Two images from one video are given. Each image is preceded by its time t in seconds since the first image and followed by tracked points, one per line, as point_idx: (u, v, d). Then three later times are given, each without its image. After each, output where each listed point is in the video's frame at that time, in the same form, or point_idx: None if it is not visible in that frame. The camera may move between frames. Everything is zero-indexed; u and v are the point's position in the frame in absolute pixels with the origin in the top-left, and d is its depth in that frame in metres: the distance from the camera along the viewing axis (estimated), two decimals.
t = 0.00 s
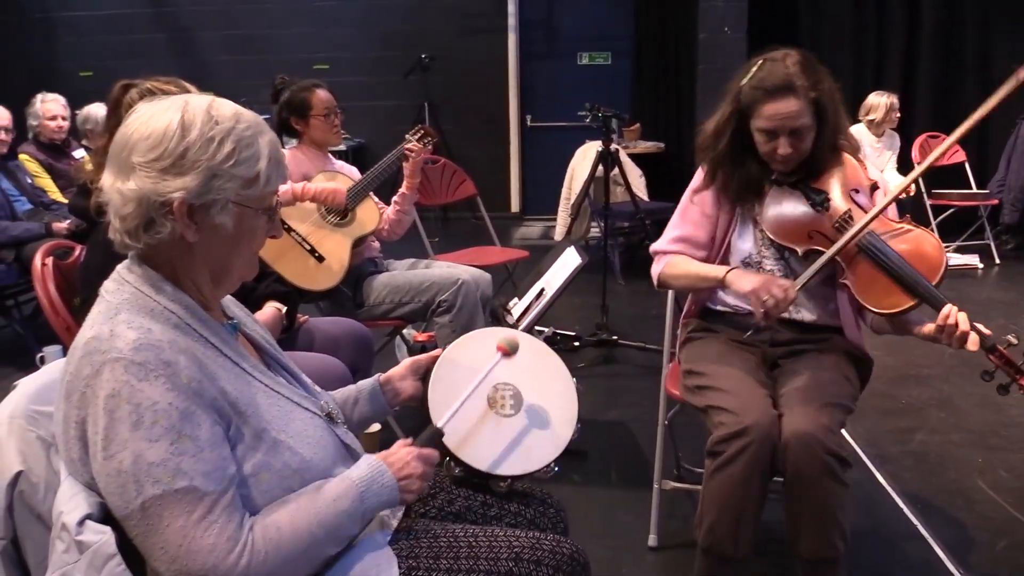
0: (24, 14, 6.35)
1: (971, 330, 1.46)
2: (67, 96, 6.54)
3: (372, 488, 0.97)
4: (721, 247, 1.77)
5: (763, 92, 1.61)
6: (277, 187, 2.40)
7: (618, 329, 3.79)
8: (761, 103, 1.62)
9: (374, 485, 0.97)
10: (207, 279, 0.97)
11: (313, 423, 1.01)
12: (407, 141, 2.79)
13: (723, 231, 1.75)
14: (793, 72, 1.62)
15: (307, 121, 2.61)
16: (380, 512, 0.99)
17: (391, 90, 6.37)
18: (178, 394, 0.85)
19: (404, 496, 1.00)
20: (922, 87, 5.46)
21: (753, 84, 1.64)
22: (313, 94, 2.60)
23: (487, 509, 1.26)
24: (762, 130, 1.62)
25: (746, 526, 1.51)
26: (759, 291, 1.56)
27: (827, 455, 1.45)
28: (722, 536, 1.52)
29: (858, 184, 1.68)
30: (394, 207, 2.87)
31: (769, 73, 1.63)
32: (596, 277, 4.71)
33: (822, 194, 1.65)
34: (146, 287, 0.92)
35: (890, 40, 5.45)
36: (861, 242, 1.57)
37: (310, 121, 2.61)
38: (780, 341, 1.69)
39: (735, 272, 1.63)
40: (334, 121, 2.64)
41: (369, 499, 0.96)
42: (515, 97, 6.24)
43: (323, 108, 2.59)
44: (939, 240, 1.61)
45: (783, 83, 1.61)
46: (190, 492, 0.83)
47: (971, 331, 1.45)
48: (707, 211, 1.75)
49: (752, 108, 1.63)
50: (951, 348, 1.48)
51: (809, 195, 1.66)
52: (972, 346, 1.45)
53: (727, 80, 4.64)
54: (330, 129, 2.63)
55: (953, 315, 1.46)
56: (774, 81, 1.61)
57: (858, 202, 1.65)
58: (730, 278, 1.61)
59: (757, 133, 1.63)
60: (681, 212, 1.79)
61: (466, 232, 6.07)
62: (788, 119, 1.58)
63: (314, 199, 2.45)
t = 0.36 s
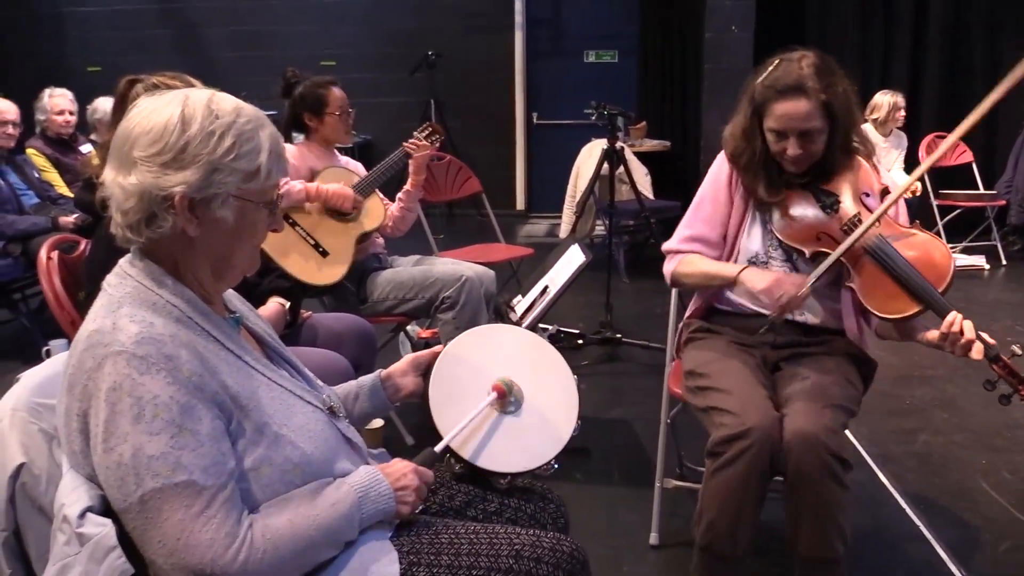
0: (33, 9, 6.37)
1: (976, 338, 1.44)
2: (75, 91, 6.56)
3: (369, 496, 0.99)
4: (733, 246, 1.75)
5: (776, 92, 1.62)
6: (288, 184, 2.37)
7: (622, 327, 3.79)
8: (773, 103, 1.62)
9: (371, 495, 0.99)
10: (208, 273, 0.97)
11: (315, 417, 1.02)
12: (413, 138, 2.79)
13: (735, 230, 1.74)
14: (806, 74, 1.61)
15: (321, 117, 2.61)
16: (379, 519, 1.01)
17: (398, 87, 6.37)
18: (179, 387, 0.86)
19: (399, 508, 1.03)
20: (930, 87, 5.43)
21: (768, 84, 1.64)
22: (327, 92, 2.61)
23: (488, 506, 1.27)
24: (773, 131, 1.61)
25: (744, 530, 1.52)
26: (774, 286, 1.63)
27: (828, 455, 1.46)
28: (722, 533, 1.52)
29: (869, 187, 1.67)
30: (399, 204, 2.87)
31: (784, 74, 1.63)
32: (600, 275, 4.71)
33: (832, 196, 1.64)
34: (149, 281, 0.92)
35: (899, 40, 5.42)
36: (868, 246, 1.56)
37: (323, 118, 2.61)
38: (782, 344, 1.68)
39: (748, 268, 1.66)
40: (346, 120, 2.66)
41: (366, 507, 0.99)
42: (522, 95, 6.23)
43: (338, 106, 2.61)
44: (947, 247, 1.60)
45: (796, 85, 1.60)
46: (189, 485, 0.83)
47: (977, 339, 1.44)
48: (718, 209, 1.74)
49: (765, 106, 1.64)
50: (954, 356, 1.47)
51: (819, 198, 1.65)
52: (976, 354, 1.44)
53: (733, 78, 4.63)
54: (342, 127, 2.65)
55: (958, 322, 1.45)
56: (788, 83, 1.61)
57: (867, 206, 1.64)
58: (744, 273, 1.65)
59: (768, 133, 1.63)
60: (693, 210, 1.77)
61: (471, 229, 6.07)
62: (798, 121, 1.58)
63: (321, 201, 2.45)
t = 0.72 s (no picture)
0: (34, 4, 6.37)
1: (998, 310, 1.44)
2: (77, 87, 6.56)
3: (370, 490, 1.00)
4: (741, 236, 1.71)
5: (784, 67, 1.64)
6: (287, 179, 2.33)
7: (622, 324, 3.79)
8: (781, 78, 1.64)
9: (371, 492, 1.00)
10: (208, 267, 0.97)
11: (315, 412, 1.02)
12: (412, 134, 2.80)
13: (742, 218, 1.71)
14: (812, 47, 1.65)
15: (325, 111, 2.61)
16: (380, 516, 1.02)
17: (398, 83, 6.37)
18: (178, 379, 0.86)
19: (400, 502, 1.04)
20: (931, 84, 5.43)
21: (774, 61, 1.66)
22: (330, 85, 2.61)
23: (487, 503, 1.27)
24: (782, 105, 1.63)
25: (742, 525, 1.53)
26: (809, 251, 1.52)
27: (823, 445, 1.46)
28: (717, 527, 1.53)
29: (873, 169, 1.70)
30: (399, 201, 2.87)
31: (791, 49, 1.65)
32: (600, 272, 4.71)
33: (838, 176, 1.65)
34: (148, 275, 0.92)
35: (900, 37, 5.41)
36: (880, 223, 1.57)
37: (327, 111, 2.61)
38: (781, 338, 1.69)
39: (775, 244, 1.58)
40: (350, 114, 2.66)
41: (367, 501, 1.00)
42: (523, 91, 6.23)
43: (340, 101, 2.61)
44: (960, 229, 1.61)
45: (803, 59, 1.63)
46: (188, 478, 0.84)
47: (999, 311, 1.44)
48: (724, 200, 1.72)
49: (772, 82, 1.66)
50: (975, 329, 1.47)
51: (825, 176, 1.66)
52: (1000, 325, 1.44)
53: (734, 76, 4.62)
54: (346, 121, 2.65)
55: (980, 295, 1.45)
56: (795, 57, 1.64)
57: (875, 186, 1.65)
58: (772, 248, 1.56)
59: (777, 109, 1.65)
60: (700, 203, 1.74)
61: (471, 225, 6.07)
62: (809, 91, 1.60)
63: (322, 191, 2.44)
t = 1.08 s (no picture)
0: None
1: (997, 298, 1.43)
2: (74, 83, 6.55)
3: (368, 470, 0.97)
4: (732, 238, 1.72)
5: (781, 64, 1.64)
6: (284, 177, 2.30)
7: (619, 321, 3.79)
8: (784, 72, 1.64)
9: (369, 471, 0.97)
10: (206, 263, 0.97)
11: (311, 408, 1.02)
12: (410, 132, 2.80)
13: (734, 220, 1.72)
14: (802, 39, 1.67)
15: (322, 107, 2.61)
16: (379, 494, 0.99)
17: (396, 80, 6.36)
18: (175, 374, 0.86)
19: (400, 477, 1.02)
20: (929, 82, 5.43)
21: (767, 59, 1.66)
22: (328, 82, 2.61)
23: (482, 497, 1.27)
24: (792, 97, 1.62)
25: (743, 521, 1.53)
26: (807, 257, 1.53)
27: (827, 442, 1.46)
28: (719, 524, 1.54)
29: (865, 163, 1.70)
30: (396, 198, 2.87)
31: (781, 46, 1.67)
32: (598, 269, 4.72)
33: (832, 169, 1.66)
34: (145, 271, 0.92)
35: (898, 35, 5.42)
36: (877, 216, 1.57)
37: (325, 108, 2.61)
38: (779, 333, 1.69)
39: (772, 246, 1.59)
40: (347, 111, 2.65)
41: (365, 481, 0.97)
42: (521, 89, 6.23)
43: (338, 98, 2.61)
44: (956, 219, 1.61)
45: (800, 51, 1.65)
46: (187, 472, 0.83)
47: (998, 300, 1.42)
48: (716, 202, 1.72)
49: (772, 78, 1.65)
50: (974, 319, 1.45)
51: (817, 169, 1.67)
52: (999, 314, 1.42)
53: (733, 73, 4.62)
54: (343, 118, 2.65)
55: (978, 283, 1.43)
56: (790, 51, 1.65)
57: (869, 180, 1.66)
58: (767, 251, 1.58)
59: (786, 103, 1.63)
60: (690, 207, 1.75)
61: (469, 223, 6.07)
62: (817, 79, 1.61)
63: (319, 192, 2.39)
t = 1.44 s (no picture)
0: None
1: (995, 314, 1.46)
2: (72, 79, 6.53)
3: (373, 443, 0.96)
4: (730, 243, 1.72)
5: (794, 76, 1.63)
6: (284, 167, 2.39)
7: (617, 319, 3.79)
8: (797, 87, 1.62)
9: (372, 440, 0.95)
10: (201, 259, 0.97)
11: (306, 405, 1.02)
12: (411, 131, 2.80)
13: (733, 226, 1.71)
14: (818, 52, 1.65)
15: (326, 108, 2.60)
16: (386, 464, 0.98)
17: (394, 77, 6.35)
18: (171, 369, 0.86)
19: (410, 449, 1.00)
20: (927, 82, 5.43)
21: (782, 71, 1.65)
22: (334, 83, 2.59)
23: (478, 494, 1.27)
24: (804, 113, 1.62)
25: (736, 522, 1.53)
26: (794, 289, 1.54)
27: (821, 447, 1.46)
28: (713, 524, 1.53)
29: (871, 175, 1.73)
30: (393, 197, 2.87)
31: (794, 59, 1.65)
32: (595, 267, 4.72)
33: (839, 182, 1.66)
34: (141, 267, 0.92)
35: (897, 35, 5.42)
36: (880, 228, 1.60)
37: (328, 109, 2.60)
38: (779, 334, 1.70)
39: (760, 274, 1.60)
40: (350, 113, 2.65)
41: (369, 454, 0.95)
42: (519, 86, 6.22)
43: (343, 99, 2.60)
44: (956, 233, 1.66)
45: (813, 66, 1.63)
46: (184, 465, 0.83)
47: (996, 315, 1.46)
48: (713, 209, 1.71)
49: (785, 89, 1.64)
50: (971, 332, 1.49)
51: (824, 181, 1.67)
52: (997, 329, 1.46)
53: (731, 72, 4.62)
54: (346, 120, 2.64)
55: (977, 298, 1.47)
56: (804, 66, 1.63)
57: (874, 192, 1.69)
58: (757, 279, 1.58)
59: (796, 117, 1.63)
60: (689, 210, 1.74)
61: (467, 220, 6.06)
62: (830, 95, 1.60)
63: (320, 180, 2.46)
